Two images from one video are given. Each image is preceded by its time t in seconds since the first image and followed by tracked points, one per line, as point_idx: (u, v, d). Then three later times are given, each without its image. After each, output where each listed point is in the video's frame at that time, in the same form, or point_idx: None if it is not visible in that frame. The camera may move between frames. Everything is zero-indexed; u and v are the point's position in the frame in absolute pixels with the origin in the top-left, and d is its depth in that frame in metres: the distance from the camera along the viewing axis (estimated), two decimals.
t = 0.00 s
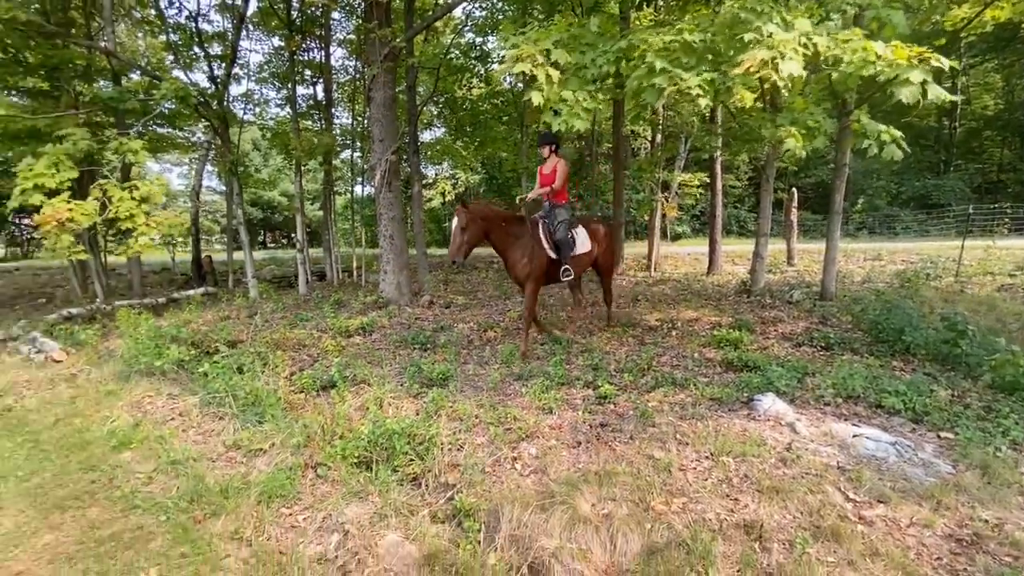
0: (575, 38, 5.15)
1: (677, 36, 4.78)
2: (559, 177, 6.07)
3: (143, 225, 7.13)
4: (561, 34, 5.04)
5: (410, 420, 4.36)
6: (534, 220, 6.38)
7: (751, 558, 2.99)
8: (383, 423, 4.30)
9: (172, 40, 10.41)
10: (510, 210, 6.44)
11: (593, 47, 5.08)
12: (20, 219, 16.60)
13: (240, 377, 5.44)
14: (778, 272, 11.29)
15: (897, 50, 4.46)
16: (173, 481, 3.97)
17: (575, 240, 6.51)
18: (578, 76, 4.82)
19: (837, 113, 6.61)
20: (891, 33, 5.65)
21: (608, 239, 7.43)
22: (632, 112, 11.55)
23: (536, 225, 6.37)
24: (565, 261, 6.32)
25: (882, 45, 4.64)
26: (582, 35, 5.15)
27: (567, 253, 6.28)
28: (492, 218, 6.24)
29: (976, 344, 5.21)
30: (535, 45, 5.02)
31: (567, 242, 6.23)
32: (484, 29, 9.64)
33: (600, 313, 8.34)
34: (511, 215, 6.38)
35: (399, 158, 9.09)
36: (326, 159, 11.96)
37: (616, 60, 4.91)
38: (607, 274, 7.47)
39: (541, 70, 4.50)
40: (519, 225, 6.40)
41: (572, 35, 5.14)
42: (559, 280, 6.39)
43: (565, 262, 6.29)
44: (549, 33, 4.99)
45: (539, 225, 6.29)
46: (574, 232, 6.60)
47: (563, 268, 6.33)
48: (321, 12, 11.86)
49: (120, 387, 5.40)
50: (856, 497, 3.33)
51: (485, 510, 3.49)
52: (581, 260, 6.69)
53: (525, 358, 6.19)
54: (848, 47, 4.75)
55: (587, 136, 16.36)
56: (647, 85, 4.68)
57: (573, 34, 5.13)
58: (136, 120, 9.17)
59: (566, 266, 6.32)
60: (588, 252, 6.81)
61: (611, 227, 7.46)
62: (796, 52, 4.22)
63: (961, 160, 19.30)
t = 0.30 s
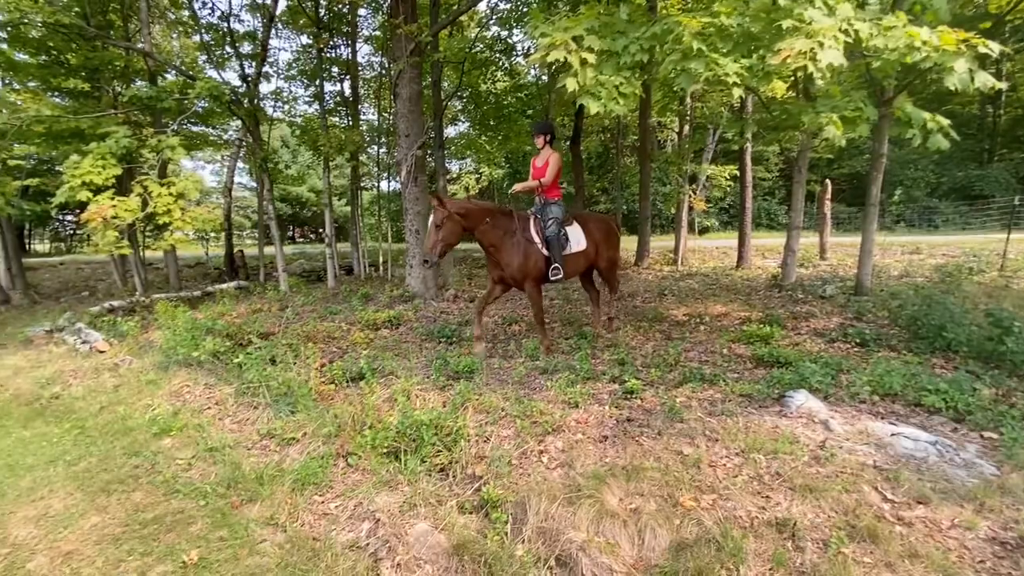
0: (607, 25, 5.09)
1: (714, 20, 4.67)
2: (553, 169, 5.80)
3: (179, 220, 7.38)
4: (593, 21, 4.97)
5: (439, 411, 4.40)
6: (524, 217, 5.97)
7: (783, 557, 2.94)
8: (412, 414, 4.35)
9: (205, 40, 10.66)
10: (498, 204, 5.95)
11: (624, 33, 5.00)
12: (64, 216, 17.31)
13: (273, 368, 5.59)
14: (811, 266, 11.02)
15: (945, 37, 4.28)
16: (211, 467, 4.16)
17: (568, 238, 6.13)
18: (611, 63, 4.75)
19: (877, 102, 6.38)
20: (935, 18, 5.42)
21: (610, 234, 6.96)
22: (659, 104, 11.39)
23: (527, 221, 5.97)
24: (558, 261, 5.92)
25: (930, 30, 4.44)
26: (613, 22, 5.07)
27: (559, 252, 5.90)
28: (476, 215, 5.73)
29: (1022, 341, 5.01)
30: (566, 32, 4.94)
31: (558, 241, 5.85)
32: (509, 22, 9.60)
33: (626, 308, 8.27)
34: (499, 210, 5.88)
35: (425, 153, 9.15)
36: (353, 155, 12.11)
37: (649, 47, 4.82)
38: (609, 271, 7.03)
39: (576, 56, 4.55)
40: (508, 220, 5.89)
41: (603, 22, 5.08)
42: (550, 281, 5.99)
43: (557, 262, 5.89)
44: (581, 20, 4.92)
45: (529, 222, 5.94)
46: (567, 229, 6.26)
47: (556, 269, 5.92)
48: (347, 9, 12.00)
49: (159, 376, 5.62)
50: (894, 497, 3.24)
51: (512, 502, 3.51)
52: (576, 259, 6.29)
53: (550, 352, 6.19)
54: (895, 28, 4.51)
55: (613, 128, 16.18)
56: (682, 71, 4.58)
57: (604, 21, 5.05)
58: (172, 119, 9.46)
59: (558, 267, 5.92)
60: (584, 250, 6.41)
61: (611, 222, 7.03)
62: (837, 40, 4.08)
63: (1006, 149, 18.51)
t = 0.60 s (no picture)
0: (638, 12, 4.86)
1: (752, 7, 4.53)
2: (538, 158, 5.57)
3: (215, 216, 7.60)
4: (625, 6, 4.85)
5: (464, 405, 4.44)
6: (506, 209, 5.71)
7: (816, 559, 2.89)
8: (438, 407, 4.39)
9: (237, 40, 10.90)
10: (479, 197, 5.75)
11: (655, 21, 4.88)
12: (104, 213, 17.97)
13: (303, 360, 5.70)
14: (845, 262, 10.73)
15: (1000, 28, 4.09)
16: (246, 456, 4.31)
17: (556, 232, 5.78)
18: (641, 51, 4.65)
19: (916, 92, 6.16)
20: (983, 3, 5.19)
21: (608, 228, 6.42)
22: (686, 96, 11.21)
23: (510, 214, 5.71)
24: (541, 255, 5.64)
25: (983, 19, 4.25)
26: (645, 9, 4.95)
27: (543, 246, 5.60)
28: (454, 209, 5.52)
29: None
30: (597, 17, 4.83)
31: (541, 234, 5.56)
32: (534, 16, 9.56)
33: (652, 304, 8.19)
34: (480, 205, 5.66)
35: (450, 149, 9.18)
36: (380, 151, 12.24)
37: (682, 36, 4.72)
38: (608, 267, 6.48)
39: (612, 38, 4.36)
40: (489, 214, 5.65)
41: (634, 9, 4.84)
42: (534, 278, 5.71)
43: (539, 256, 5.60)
44: (612, 5, 4.80)
45: (513, 215, 5.68)
46: (557, 223, 5.88)
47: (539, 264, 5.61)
48: (373, 6, 12.13)
49: (196, 368, 5.83)
50: (933, 500, 3.15)
51: (538, 496, 3.52)
52: (565, 254, 5.89)
53: (575, 347, 6.18)
54: (945, 15, 4.33)
55: (639, 121, 15.98)
56: (715, 62, 4.48)
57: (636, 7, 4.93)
58: (206, 119, 9.78)
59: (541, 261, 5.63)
60: (576, 244, 5.98)
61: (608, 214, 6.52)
62: (885, 28, 3.93)
63: None
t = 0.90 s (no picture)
0: None
1: None
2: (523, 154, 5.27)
3: (249, 213, 7.81)
4: None
5: (489, 400, 4.45)
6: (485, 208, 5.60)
7: (851, 563, 2.83)
8: (464, 401, 4.41)
9: (266, 40, 11.13)
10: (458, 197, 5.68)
11: (689, 9, 4.73)
12: (142, 211, 18.63)
13: (332, 353, 5.81)
14: (882, 257, 10.40)
15: None
16: (277, 447, 4.44)
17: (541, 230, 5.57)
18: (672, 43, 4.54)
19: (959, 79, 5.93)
20: None
21: (600, 221, 6.15)
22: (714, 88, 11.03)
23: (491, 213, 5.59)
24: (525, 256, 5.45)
25: None
26: None
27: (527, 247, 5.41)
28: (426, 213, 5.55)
29: None
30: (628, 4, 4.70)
31: (524, 234, 5.36)
32: (559, 9, 9.49)
33: (679, 300, 8.08)
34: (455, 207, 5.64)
35: (474, 145, 9.21)
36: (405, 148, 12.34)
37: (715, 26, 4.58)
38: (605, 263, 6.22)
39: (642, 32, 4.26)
40: (468, 216, 5.60)
41: None
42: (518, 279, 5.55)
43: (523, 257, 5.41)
44: None
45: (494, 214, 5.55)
46: (544, 221, 5.66)
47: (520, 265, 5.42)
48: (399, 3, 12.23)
49: (229, 360, 6.03)
50: (977, 505, 3.04)
51: (563, 492, 3.51)
52: (553, 253, 5.69)
53: (600, 344, 6.15)
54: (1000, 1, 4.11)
55: (666, 114, 15.74)
56: (748, 54, 4.37)
57: None
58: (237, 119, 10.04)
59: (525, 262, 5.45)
60: (564, 242, 5.76)
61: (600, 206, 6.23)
62: (937, 15, 3.75)
63: None
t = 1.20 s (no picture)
0: None
1: None
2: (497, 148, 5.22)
3: (281, 210, 7.99)
4: None
5: (514, 395, 4.47)
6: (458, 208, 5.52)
7: (891, 569, 2.76)
8: (490, 396, 4.43)
9: (296, 40, 11.34)
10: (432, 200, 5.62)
11: None
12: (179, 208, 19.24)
13: (360, 347, 5.90)
14: (923, 252, 10.05)
15: None
16: (308, 437, 4.57)
17: (518, 230, 5.46)
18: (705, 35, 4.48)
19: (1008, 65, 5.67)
20: None
21: (583, 219, 6.01)
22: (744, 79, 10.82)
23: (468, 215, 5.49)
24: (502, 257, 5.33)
25: None
26: None
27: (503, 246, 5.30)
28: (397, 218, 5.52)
29: None
30: None
31: (499, 232, 5.25)
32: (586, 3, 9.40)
33: (708, 297, 7.96)
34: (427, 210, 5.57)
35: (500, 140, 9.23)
36: (431, 145, 12.42)
37: (749, 17, 4.49)
38: (591, 262, 6.11)
39: (673, 28, 4.20)
40: (444, 220, 5.49)
41: None
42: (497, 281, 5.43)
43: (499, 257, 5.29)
44: None
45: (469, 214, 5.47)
46: (522, 220, 5.54)
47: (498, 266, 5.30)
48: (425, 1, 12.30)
49: (263, 353, 6.23)
50: None
51: (589, 489, 3.50)
52: (534, 252, 5.57)
53: (626, 340, 6.12)
54: None
55: (695, 106, 15.46)
56: (785, 44, 4.29)
57: None
58: (268, 118, 10.27)
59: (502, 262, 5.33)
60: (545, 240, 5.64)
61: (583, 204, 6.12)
62: None
63: None
